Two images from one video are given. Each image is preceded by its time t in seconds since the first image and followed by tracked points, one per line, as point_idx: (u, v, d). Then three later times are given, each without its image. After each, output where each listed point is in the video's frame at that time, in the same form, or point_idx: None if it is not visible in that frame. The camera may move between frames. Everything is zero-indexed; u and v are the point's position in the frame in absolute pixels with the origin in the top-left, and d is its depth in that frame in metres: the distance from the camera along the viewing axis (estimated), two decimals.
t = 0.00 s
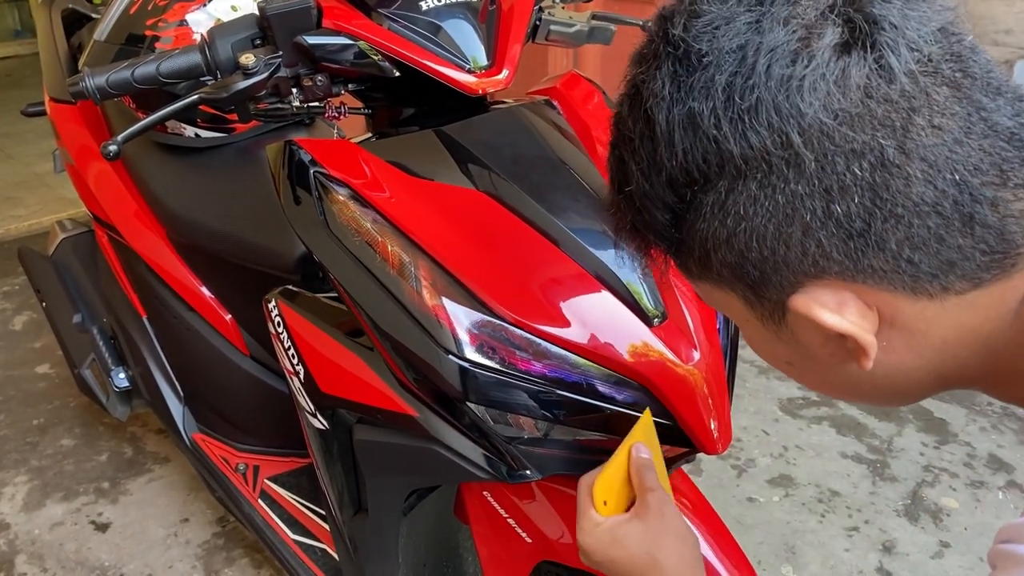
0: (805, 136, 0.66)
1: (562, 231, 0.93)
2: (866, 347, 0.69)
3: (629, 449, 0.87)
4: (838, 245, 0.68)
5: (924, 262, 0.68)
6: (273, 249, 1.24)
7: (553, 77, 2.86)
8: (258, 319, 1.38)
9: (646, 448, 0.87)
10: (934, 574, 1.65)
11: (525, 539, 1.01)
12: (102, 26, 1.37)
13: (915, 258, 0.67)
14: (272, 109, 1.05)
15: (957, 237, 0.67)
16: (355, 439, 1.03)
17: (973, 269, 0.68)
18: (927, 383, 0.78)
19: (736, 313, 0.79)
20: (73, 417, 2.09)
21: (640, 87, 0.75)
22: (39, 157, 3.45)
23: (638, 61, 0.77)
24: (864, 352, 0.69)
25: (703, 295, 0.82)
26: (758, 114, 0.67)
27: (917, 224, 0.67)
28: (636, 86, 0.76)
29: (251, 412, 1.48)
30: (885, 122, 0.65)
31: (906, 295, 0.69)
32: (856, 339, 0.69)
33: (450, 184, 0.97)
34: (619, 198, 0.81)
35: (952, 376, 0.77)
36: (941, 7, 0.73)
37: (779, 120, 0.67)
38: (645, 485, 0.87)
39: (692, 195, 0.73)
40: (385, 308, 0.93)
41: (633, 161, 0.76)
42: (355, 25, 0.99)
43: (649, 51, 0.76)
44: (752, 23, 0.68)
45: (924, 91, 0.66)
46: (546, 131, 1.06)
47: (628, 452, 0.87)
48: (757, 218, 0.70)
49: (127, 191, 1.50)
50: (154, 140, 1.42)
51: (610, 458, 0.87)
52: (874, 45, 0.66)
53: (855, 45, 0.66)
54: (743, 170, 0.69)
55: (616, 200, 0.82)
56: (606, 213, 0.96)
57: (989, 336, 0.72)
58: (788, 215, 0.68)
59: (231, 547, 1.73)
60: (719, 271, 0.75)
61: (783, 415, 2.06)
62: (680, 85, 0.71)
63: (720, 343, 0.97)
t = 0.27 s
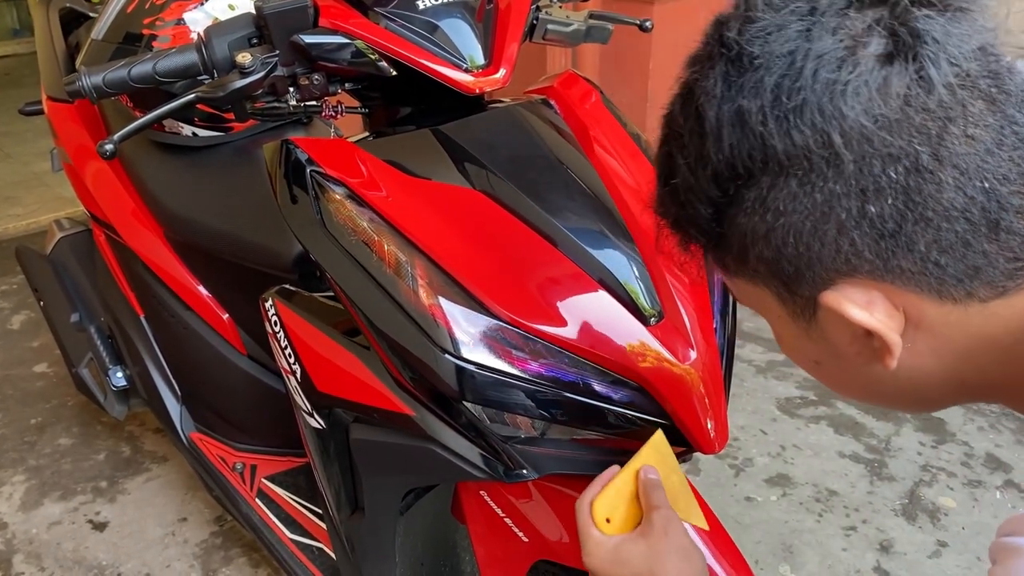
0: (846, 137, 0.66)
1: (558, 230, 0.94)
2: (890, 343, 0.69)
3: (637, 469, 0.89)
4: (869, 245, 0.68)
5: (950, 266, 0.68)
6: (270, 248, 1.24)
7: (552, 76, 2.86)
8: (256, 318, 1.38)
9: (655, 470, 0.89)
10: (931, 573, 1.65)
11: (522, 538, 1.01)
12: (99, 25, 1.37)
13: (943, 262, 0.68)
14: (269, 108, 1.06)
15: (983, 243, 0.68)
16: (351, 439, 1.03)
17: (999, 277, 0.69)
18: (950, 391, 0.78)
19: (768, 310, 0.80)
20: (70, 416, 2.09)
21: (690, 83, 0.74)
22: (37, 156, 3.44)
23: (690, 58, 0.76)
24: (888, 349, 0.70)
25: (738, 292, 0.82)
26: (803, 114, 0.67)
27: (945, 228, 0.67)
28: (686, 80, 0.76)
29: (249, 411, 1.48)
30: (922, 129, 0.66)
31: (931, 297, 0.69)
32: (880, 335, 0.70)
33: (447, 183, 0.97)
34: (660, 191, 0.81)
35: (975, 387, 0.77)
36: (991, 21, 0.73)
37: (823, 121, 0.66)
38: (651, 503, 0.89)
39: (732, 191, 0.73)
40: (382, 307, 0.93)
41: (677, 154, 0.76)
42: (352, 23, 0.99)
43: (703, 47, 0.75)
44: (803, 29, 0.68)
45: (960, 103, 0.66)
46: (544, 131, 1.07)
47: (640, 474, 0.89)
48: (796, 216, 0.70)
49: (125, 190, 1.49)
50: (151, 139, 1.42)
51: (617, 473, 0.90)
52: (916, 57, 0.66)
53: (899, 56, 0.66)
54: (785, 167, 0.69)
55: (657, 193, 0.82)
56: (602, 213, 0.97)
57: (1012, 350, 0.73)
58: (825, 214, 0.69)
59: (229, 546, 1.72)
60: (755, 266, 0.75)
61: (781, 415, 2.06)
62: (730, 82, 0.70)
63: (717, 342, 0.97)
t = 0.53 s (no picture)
0: (916, 153, 0.67)
1: (557, 229, 0.94)
2: (944, 363, 0.68)
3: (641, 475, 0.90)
4: (930, 262, 0.68)
5: (1010, 286, 0.68)
6: (269, 246, 1.24)
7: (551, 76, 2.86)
8: (255, 317, 1.38)
9: (658, 479, 0.89)
10: (930, 572, 1.65)
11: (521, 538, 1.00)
12: (98, 24, 1.37)
13: (1002, 281, 0.68)
14: (268, 106, 1.05)
15: None
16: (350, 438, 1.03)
17: None
18: (991, 408, 0.78)
19: (815, 324, 0.80)
20: (69, 416, 2.08)
21: (756, 97, 0.75)
22: (35, 154, 3.44)
23: (755, 73, 0.78)
24: (940, 368, 0.69)
25: (781, 306, 0.82)
26: (876, 129, 0.68)
27: (1007, 248, 0.67)
28: (749, 93, 0.77)
29: (248, 410, 1.48)
30: (990, 149, 0.66)
31: (984, 317, 0.69)
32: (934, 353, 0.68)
33: (446, 182, 0.97)
34: (713, 204, 0.81)
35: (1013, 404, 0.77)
36: None
37: (896, 137, 0.67)
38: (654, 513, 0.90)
39: (793, 203, 0.73)
40: (381, 306, 0.93)
41: (736, 165, 0.76)
42: (351, 22, 0.99)
43: (770, 61, 0.76)
44: (876, 47, 0.69)
45: None
46: (543, 130, 1.07)
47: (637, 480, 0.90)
48: (858, 231, 0.70)
49: (123, 189, 1.49)
50: (150, 138, 1.42)
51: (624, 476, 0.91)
52: (987, 79, 0.66)
53: (970, 77, 0.67)
54: (852, 181, 0.69)
55: (709, 206, 0.82)
56: (601, 212, 0.97)
57: None
58: (890, 228, 0.69)
59: (228, 545, 1.72)
60: (810, 281, 0.75)
61: (780, 414, 2.06)
62: (801, 96, 0.71)
63: (716, 342, 0.97)
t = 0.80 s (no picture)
0: (943, 204, 0.68)
1: (556, 229, 0.94)
2: (941, 400, 0.70)
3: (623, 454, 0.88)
4: (942, 307, 0.70)
5: (1013, 334, 0.70)
6: (268, 246, 1.24)
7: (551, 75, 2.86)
8: (254, 317, 1.38)
9: (642, 456, 0.88)
10: (930, 572, 1.65)
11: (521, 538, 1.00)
12: (97, 24, 1.37)
13: (1007, 330, 0.70)
14: (267, 106, 1.05)
15: None
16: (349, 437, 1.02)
17: None
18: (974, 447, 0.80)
19: (813, 352, 0.81)
20: (68, 415, 2.08)
21: (783, 131, 0.75)
22: (35, 154, 3.44)
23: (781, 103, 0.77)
24: (936, 404, 0.71)
25: (778, 332, 0.84)
26: (906, 179, 0.68)
27: (1016, 298, 0.69)
28: (774, 126, 0.76)
29: (248, 409, 1.48)
30: (1012, 204, 0.67)
31: (982, 360, 0.71)
32: (932, 390, 0.70)
33: (445, 182, 0.97)
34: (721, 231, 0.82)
35: (997, 446, 0.79)
36: None
37: (925, 188, 0.68)
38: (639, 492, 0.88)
39: (811, 238, 0.74)
40: (380, 306, 0.93)
41: (755, 197, 0.76)
42: (351, 22, 0.99)
43: (799, 94, 0.76)
44: (911, 94, 0.69)
45: None
46: (542, 130, 1.07)
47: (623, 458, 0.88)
48: (875, 272, 0.71)
49: (122, 189, 1.49)
50: (149, 138, 1.42)
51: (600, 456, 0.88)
52: (1014, 136, 0.67)
53: (1000, 134, 0.67)
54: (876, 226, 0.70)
55: (716, 231, 0.83)
56: (600, 211, 0.97)
57: None
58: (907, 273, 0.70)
59: (227, 545, 1.72)
60: (818, 311, 0.76)
61: (779, 414, 2.06)
62: (833, 137, 0.71)
63: (716, 341, 0.97)
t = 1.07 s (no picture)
0: (999, 278, 0.64)
1: (556, 228, 0.94)
2: (944, 451, 0.70)
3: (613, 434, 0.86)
4: (967, 372, 0.68)
5: None
6: (267, 245, 1.24)
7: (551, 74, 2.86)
8: (253, 316, 1.38)
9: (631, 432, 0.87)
10: (930, 572, 1.64)
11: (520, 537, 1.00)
12: (96, 23, 1.37)
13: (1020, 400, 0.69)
14: (266, 104, 1.06)
15: None
16: (349, 437, 1.02)
17: None
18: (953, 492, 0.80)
19: (818, 386, 0.79)
20: (68, 414, 2.08)
21: (853, 170, 0.67)
22: (34, 153, 3.44)
23: (844, 139, 0.69)
24: (938, 454, 0.71)
25: (789, 360, 0.80)
26: (971, 249, 0.63)
27: None
28: (833, 160, 0.69)
29: (247, 408, 1.48)
30: None
31: (990, 424, 0.70)
32: (938, 442, 0.70)
33: (444, 181, 0.97)
34: (755, 257, 0.75)
35: (973, 495, 0.80)
36: None
37: (987, 262, 0.64)
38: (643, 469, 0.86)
39: (858, 288, 0.68)
40: (379, 305, 0.93)
41: (807, 233, 0.69)
42: (350, 20, 0.99)
43: (866, 131, 0.68)
44: (987, 163, 0.63)
45: None
46: (541, 129, 1.07)
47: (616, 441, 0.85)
48: (912, 331, 0.68)
49: (121, 188, 1.49)
50: (149, 137, 1.42)
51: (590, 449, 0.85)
52: None
53: None
54: (926, 287, 0.66)
55: (746, 253, 0.76)
56: (600, 210, 0.97)
57: None
58: (944, 338, 0.67)
59: (226, 544, 1.72)
60: (839, 353, 0.73)
61: (779, 414, 2.06)
62: (905, 195, 0.64)
63: (715, 340, 0.97)
